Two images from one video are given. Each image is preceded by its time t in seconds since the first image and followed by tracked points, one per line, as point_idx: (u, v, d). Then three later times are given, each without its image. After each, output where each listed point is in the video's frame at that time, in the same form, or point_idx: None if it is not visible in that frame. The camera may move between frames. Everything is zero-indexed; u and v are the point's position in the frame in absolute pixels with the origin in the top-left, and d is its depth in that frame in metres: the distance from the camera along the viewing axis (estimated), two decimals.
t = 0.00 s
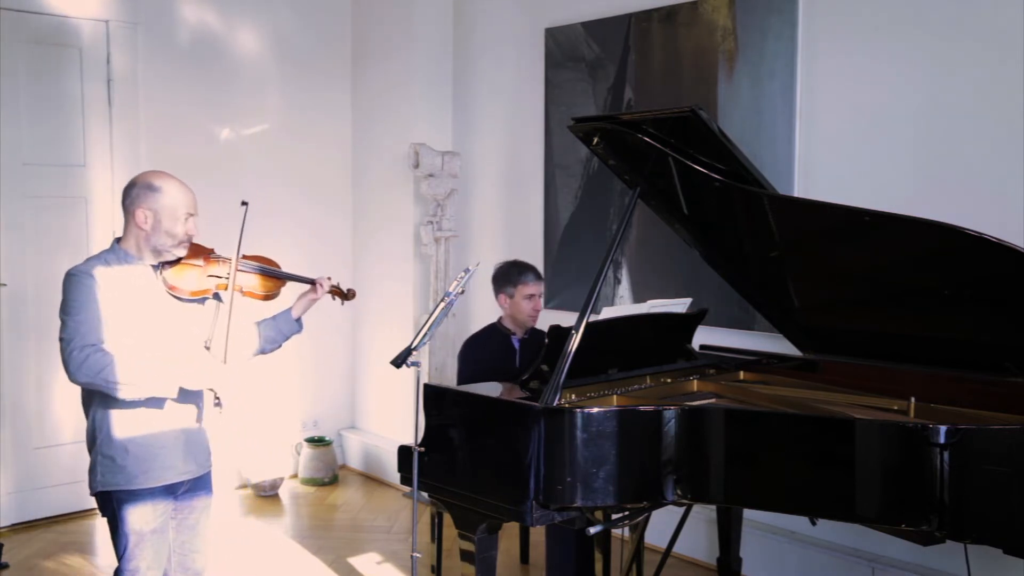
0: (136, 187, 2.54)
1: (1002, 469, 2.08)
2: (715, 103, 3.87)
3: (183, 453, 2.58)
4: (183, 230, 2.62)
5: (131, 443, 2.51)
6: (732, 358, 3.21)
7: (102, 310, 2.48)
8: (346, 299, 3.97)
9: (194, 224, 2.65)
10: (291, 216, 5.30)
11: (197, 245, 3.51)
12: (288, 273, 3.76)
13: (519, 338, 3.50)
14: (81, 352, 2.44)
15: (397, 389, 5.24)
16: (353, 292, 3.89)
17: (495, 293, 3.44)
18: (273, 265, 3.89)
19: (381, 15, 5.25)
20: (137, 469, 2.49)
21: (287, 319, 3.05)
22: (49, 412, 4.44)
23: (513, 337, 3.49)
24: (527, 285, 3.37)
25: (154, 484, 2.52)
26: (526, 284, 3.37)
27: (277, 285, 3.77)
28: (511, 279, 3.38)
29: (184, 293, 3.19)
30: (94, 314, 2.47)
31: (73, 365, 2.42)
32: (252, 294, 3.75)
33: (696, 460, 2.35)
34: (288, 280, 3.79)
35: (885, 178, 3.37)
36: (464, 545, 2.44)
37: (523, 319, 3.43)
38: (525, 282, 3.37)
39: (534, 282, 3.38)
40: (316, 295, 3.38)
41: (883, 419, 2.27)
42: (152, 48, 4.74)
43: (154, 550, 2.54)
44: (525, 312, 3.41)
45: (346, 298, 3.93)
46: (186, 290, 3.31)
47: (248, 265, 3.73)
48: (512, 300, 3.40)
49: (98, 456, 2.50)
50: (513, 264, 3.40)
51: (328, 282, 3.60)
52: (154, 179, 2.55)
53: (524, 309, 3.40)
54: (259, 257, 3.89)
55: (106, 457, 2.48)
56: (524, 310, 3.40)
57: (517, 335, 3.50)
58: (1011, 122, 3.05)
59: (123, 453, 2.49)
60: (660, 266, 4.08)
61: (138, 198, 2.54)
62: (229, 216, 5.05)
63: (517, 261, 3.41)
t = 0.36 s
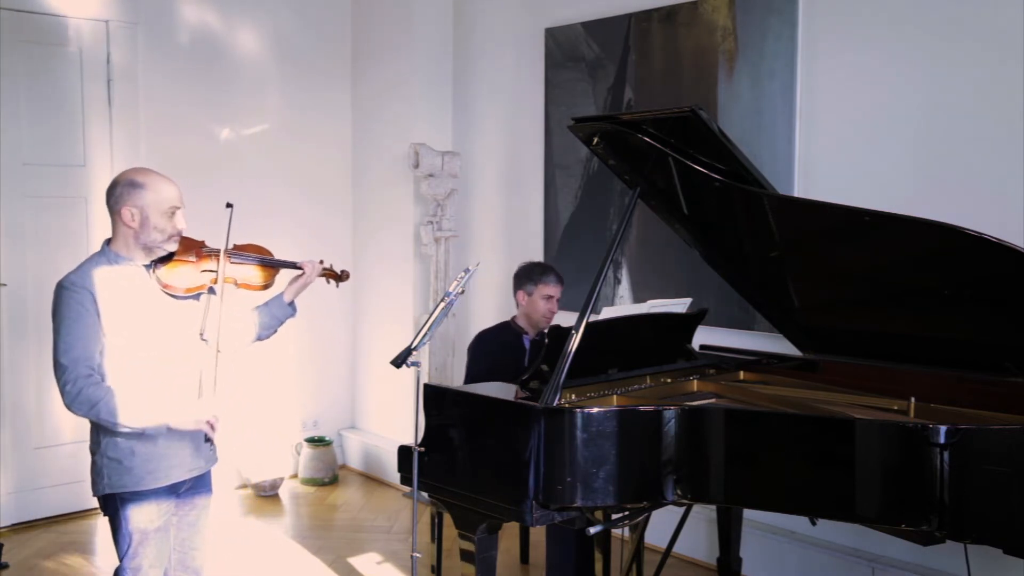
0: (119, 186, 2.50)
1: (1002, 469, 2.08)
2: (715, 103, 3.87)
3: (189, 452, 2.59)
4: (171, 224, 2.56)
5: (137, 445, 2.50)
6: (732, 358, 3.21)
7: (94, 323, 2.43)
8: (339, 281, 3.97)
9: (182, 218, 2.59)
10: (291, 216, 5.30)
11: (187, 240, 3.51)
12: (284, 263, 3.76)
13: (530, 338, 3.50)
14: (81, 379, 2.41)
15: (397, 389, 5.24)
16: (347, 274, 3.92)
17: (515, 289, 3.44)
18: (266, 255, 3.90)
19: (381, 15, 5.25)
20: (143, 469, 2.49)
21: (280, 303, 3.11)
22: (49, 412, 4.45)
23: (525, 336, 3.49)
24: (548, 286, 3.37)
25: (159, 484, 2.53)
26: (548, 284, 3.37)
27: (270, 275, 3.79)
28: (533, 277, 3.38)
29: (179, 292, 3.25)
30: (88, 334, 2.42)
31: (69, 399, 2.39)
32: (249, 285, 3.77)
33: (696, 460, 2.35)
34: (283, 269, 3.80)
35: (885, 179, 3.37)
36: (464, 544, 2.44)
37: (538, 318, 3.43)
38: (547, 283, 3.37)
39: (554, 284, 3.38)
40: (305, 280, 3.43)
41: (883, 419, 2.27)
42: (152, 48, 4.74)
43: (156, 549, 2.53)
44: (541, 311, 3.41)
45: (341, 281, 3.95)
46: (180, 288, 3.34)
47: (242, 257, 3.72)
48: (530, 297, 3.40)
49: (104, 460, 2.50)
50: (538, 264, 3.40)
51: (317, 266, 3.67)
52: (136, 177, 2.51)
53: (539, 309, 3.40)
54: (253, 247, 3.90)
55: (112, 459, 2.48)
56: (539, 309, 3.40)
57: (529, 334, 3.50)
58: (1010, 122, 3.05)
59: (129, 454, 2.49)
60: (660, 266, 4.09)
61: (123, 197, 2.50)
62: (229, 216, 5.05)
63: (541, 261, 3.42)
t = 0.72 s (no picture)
0: (113, 186, 2.50)
1: (1001, 469, 2.08)
2: (715, 103, 3.87)
3: (183, 452, 2.58)
4: (166, 223, 2.56)
5: (130, 445, 2.50)
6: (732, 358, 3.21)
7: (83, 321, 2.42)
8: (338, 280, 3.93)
9: (177, 218, 2.59)
10: (290, 216, 5.29)
11: (183, 239, 3.52)
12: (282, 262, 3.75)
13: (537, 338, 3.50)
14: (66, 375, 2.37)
15: (397, 389, 5.24)
16: (345, 271, 3.91)
17: (524, 288, 3.45)
18: (265, 254, 3.89)
19: (381, 15, 5.25)
20: (135, 470, 2.49)
21: (277, 303, 3.08)
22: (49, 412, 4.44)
23: (531, 336, 3.49)
24: (557, 285, 3.37)
25: (151, 485, 2.52)
26: (556, 283, 3.37)
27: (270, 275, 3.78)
28: (542, 276, 3.38)
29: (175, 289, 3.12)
30: (79, 331, 2.41)
31: (52, 394, 2.35)
32: (247, 284, 3.75)
33: (696, 460, 2.35)
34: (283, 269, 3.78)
35: (886, 179, 3.37)
36: (464, 544, 2.45)
37: (546, 317, 3.43)
38: (554, 281, 3.37)
39: (563, 283, 3.38)
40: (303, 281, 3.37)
41: (883, 419, 2.27)
42: (152, 48, 4.74)
43: (148, 547, 2.53)
44: (548, 310, 3.40)
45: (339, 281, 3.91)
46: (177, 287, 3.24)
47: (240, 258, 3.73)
48: (538, 296, 3.40)
49: (97, 458, 2.50)
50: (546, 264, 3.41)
51: (316, 266, 3.59)
52: (130, 177, 2.51)
53: (547, 308, 3.40)
54: (253, 245, 3.89)
55: (105, 458, 2.48)
56: (547, 308, 3.40)
57: (536, 334, 3.50)
58: (1011, 123, 3.05)
59: (121, 453, 2.49)
60: (660, 266, 4.08)
61: (117, 197, 2.50)
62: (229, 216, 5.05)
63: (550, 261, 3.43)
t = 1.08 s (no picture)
0: (134, 186, 2.55)
1: (1002, 469, 2.08)
2: (715, 103, 3.86)
3: (165, 451, 2.56)
4: (180, 230, 2.61)
5: (113, 441, 2.50)
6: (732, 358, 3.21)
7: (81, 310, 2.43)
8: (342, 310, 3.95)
9: (191, 225, 2.64)
10: (290, 216, 5.29)
11: (196, 246, 3.50)
12: (288, 283, 3.76)
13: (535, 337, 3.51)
14: (53, 353, 2.37)
15: (397, 389, 5.24)
16: (350, 302, 3.93)
17: (519, 288, 3.46)
18: (270, 270, 3.89)
19: (381, 14, 5.25)
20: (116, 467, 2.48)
21: (278, 326, 3.11)
22: (48, 412, 4.44)
23: (530, 334, 3.50)
24: (555, 284, 3.39)
25: (136, 484, 2.51)
26: (554, 282, 3.38)
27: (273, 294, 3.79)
28: (540, 274, 3.39)
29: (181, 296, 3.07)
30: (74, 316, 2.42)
31: (32, 362, 2.36)
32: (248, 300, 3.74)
33: (696, 460, 2.36)
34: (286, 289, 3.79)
35: (886, 178, 3.37)
36: (464, 544, 2.45)
37: (545, 316, 3.44)
38: (552, 279, 3.38)
39: (560, 281, 3.40)
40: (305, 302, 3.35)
41: (883, 419, 2.27)
42: (152, 48, 4.74)
43: (139, 546, 2.53)
44: (547, 309, 3.42)
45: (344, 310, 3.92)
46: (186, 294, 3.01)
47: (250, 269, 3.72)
48: (537, 296, 3.41)
49: (80, 451, 2.51)
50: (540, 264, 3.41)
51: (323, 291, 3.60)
52: (151, 178, 2.56)
53: (546, 307, 3.41)
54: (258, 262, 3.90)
55: (87, 453, 2.49)
56: (546, 308, 3.41)
57: (535, 332, 3.51)
58: (1011, 122, 3.05)
59: (104, 448, 2.49)
60: (660, 266, 4.08)
61: (136, 197, 2.55)
62: (229, 216, 5.04)
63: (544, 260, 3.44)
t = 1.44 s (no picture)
0: (148, 198, 2.74)
1: (1002, 469, 2.08)
2: (715, 103, 3.87)
3: (167, 452, 2.57)
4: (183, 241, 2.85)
5: (116, 443, 2.48)
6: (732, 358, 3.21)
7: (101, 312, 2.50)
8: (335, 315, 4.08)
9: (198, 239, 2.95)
10: (290, 216, 5.29)
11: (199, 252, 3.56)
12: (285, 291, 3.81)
13: (526, 337, 3.53)
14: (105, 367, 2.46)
15: (397, 389, 5.24)
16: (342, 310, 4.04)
17: (504, 292, 3.47)
18: (269, 276, 3.90)
19: (381, 14, 5.26)
20: (119, 469, 2.46)
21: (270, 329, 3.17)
22: (48, 412, 4.44)
23: (519, 335, 3.51)
24: (538, 284, 3.38)
25: (141, 485, 2.51)
26: (536, 284, 3.38)
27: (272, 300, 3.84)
28: (522, 276, 3.40)
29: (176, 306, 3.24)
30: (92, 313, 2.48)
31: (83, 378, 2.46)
32: (248, 307, 3.81)
33: (696, 460, 2.35)
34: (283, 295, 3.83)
35: (886, 178, 3.37)
36: (464, 543, 2.45)
37: (532, 317, 3.45)
38: (535, 281, 3.38)
39: (543, 281, 3.39)
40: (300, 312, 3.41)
41: (883, 419, 2.27)
42: (152, 48, 4.74)
43: (142, 546, 2.53)
44: (534, 311, 3.42)
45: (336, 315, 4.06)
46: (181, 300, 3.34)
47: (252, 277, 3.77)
48: (520, 298, 3.42)
49: (80, 453, 2.48)
50: (523, 263, 3.41)
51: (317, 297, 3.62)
52: (162, 190, 2.76)
53: (531, 309, 3.42)
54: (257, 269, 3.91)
55: (90, 455, 2.46)
56: (532, 309, 3.42)
57: (525, 332, 3.53)
58: (1011, 122, 3.05)
59: (106, 451, 2.46)
60: (660, 266, 4.08)
61: (148, 207, 2.73)
62: (229, 216, 5.04)
63: (525, 261, 3.44)
